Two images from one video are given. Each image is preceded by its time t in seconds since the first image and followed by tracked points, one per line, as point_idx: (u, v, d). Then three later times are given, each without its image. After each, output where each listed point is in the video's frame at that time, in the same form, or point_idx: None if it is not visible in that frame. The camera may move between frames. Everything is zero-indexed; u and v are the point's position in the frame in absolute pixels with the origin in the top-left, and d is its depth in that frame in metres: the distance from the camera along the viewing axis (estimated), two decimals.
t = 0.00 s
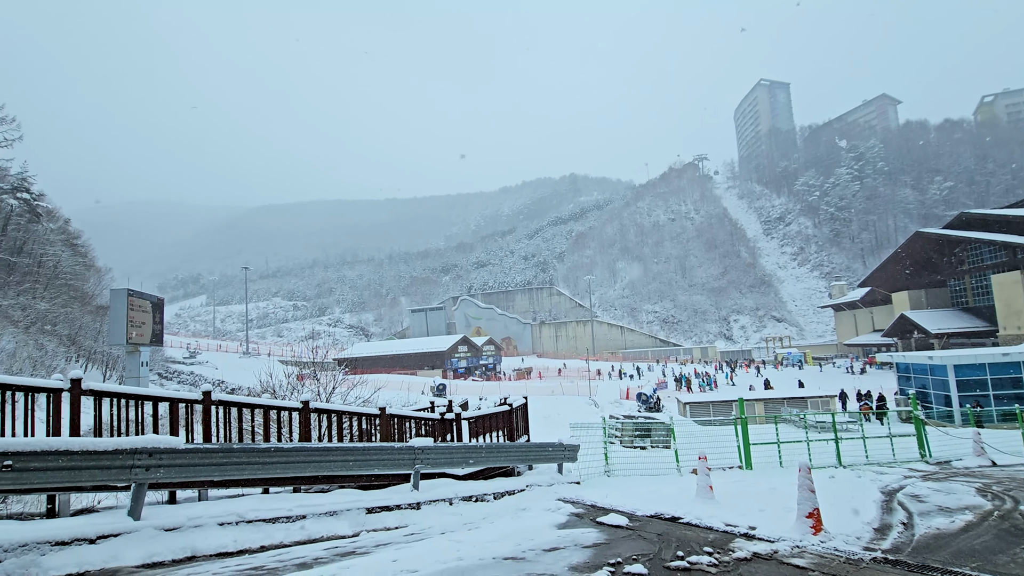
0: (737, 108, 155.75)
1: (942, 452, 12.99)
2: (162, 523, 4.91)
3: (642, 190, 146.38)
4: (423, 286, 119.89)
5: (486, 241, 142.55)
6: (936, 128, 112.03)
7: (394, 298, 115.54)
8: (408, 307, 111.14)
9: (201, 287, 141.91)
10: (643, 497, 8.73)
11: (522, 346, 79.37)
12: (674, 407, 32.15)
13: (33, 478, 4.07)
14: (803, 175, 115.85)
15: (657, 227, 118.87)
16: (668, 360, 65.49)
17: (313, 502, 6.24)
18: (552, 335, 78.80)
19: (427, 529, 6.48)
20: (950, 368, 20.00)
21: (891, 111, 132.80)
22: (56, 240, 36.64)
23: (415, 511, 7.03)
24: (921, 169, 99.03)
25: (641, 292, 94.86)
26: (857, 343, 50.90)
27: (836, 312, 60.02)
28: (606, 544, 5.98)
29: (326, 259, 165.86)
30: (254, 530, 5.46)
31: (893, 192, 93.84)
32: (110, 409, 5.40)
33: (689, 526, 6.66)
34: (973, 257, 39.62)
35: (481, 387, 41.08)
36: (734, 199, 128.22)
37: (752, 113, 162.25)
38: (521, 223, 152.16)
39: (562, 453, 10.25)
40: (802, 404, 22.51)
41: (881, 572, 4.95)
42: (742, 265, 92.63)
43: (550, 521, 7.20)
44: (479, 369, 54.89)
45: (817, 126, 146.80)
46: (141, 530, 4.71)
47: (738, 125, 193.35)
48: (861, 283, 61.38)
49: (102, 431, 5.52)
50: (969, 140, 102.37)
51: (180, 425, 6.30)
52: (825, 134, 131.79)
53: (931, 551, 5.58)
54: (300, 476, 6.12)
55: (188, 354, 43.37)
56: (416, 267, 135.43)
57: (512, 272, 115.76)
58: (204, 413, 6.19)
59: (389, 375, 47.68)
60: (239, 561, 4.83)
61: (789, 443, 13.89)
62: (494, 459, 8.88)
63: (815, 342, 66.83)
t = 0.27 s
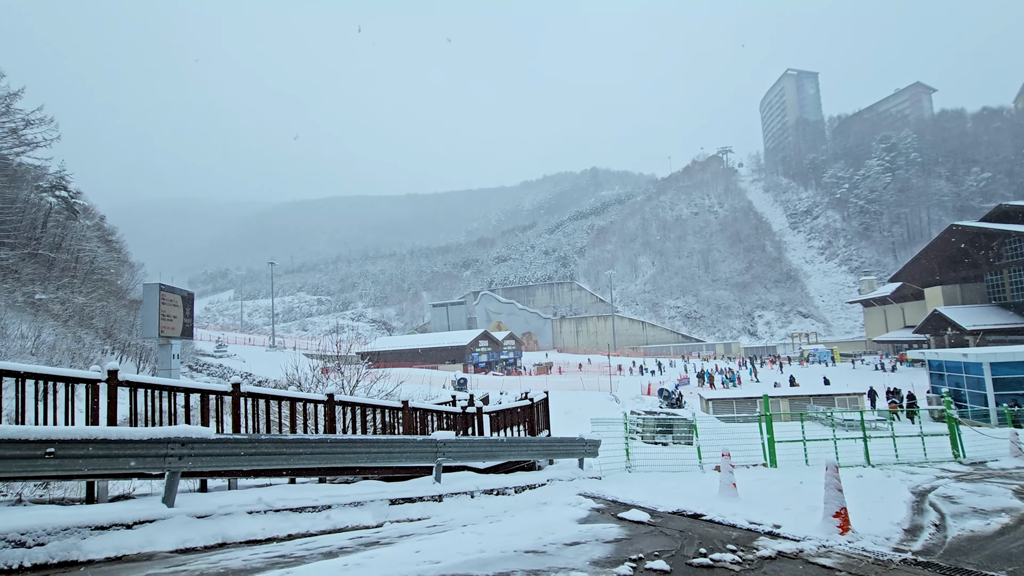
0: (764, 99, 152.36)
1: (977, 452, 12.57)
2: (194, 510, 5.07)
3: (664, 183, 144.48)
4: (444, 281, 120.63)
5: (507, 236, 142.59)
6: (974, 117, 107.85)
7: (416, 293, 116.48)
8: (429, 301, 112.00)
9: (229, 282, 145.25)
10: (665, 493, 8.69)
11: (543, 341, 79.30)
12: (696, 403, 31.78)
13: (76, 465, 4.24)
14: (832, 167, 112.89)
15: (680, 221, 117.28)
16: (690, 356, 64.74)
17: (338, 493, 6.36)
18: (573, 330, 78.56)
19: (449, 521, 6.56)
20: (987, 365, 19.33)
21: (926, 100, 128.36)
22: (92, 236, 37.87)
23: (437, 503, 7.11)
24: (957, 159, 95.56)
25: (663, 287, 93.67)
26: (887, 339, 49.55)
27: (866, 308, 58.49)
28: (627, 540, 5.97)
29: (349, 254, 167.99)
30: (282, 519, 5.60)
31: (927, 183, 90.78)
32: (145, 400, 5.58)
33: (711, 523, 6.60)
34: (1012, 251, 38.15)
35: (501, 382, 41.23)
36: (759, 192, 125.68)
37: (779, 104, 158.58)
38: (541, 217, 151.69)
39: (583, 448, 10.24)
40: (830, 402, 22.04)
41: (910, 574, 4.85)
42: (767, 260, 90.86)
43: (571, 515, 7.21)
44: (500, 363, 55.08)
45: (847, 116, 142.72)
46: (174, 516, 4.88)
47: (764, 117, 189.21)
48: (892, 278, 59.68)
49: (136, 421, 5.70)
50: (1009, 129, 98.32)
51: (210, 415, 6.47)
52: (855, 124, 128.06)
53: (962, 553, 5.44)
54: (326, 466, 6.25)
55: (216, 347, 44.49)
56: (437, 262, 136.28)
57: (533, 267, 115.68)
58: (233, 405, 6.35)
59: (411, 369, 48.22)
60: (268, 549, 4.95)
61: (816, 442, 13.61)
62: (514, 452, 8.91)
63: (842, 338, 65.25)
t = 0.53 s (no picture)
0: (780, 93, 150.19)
1: (1001, 452, 12.29)
2: (214, 504, 5.15)
3: (679, 180, 143.22)
4: (457, 279, 120.96)
5: (520, 234, 142.51)
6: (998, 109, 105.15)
7: (429, 291, 117.00)
8: (443, 300, 112.41)
9: (246, 280, 147.23)
10: (680, 491, 8.63)
11: (556, 339, 79.14)
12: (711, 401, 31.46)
13: (99, 458, 4.34)
14: (850, 161, 110.93)
15: (695, 218, 116.16)
16: (704, 354, 64.16)
17: (354, 489, 6.42)
18: (586, 328, 78.29)
19: (463, 518, 6.59)
20: (1012, 363, 18.90)
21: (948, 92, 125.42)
22: (113, 237, 38.59)
23: (451, 500, 7.15)
24: (980, 153, 93.29)
25: (678, 284, 92.70)
26: (907, 337, 48.62)
27: (885, 305, 57.46)
28: (642, 538, 5.94)
29: (363, 253, 169.21)
30: (299, 515, 5.66)
31: (949, 177, 88.76)
32: (166, 396, 5.69)
33: (728, 522, 6.54)
34: None
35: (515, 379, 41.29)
36: (776, 188, 124.00)
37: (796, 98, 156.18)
38: (555, 215, 151.37)
39: (596, 446, 10.21)
40: (848, 401, 21.68)
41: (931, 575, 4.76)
42: (783, 256, 89.65)
43: (585, 513, 7.20)
44: (513, 361, 55.11)
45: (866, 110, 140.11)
46: (195, 510, 4.96)
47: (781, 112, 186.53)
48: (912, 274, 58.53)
49: (156, 417, 5.81)
50: None
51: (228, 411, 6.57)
52: (874, 118, 125.65)
53: (987, 556, 5.31)
54: (342, 463, 6.31)
55: (234, 345, 45.14)
56: (451, 260, 136.67)
57: (546, 265, 115.53)
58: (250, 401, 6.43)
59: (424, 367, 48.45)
60: (285, 544, 5.01)
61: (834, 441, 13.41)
62: (528, 450, 8.91)
63: (861, 336, 64.16)
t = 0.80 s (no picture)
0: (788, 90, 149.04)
1: (1014, 452, 12.13)
2: (224, 505, 5.20)
3: (686, 178, 142.62)
4: (464, 279, 121.13)
5: (527, 234, 142.45)
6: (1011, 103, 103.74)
7: (437, 291, 117.30)
8: (450, 300, 112.57)
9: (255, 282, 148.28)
10: (689, 491, 8.60)
11: (564, 339, 79.05)
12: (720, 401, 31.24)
13: (112, 459, 4.39)
14: (860, 158, 109.85)
15: (702, 217, 115.56)
16: (713, 353, 63.83)
17: (362, 488, 6.46)
18: (594, 328, 78.09)
19: (471, 517, 6.59)
20: None
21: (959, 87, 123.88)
22: (124, 240, 39.06)
23: (459, 500, 7.17)
24: (993, 148, 92.05)
25: (685, 283, 92.33)
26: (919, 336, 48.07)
27: (896, 303, 56.84)
28: (650, 538, 5.91)
29: (371, 253, 169.81)
30: (308, 514, 5.71)
31: (960, 174, 87.66)
32: (176, 396, 5.75)
33: (737, 522, 6.51)
34: None
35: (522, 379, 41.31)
36: (784, 186, 123.05)
37: (804, 95, 154.91)
38: (562, 215, 151.07)
39: (604, 445, 10.20)
40: (858, 400, 21.44)
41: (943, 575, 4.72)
42: (792, 255, 88.99)
43: (593, 513, 7.19)
44: (521, 361, 55.10)
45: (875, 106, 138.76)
46: (207, 509, 5.02)
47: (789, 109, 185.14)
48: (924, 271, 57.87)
49: (167, 418, 5.87)
50: None
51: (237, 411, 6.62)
52: (884, 114, 124.37)
53: (999, 556, 5.25)
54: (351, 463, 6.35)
55: (244, 346, 45.57)
56: (458, 260, 136.84)
57: (553, 264, 115.43)
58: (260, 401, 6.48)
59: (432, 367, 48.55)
60: (295, 543, 5.05)
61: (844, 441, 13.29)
62: (534, 450, 8.91)
63: (872, 334, 63.55)
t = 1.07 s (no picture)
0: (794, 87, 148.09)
1: None
2: (235, 506, 5.24)
3: (692, 177, 142.06)
4: (470, 281, 121.24)
5: (532, 234, 142.37)
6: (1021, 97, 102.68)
7: (443, 293, 117.50)
8: (457, 301, 112.69)
9: (263, 285, 149.11)
10: (697, 491, 8.56)
11: (571, 339, 78.91)
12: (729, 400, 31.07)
13: (125, 461, 4.44)
14: (868, 155, 108.93)
15: (709, 215, 115.08)
16: (721, 352, 63.55)
17: (370, 490, 6.48)
18: (601, 328, 77.89)
19: (479, 518, 6.60)
20: None
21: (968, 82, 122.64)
22: (134, 244, 39.39)
23: (468, 501, 7.18)
24: (1004, 144, 91.02)
25: (693, 282, 91.96)
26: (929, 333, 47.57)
27: (906, 301, 56.31)
28: (659, 538, 5.91)
29: (378, 255, 170.29)
30: (317, 515, 5.74)
31: (970, 169, 86.73)
32: (186, 398, 5.80)
33: (747, 523, 6.48)
34: None
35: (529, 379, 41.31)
36: (791, 183, 122.28)
37: (811, 92, 153.81)
38: (567, 215, 150.85)
39: (612, 446, 10.19)
40: (869, 399, 21.23)
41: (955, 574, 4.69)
42: (800, 253, 88.40)
43: (601, 513, 7.18)
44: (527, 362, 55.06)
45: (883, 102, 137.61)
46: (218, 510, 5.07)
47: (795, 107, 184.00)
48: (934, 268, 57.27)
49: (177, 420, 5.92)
50: None
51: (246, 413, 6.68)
52: (892, 110, 123.28)
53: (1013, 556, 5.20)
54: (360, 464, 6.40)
55: (253, 349, 45.88)
56: (464, 261, 137.00)
57: (559, 265, 115.33)
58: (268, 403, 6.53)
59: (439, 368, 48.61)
60: (304, 544, 5.08)
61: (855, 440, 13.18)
62: (542, 451, 8.92)
63: (882, 332, 63.00)
